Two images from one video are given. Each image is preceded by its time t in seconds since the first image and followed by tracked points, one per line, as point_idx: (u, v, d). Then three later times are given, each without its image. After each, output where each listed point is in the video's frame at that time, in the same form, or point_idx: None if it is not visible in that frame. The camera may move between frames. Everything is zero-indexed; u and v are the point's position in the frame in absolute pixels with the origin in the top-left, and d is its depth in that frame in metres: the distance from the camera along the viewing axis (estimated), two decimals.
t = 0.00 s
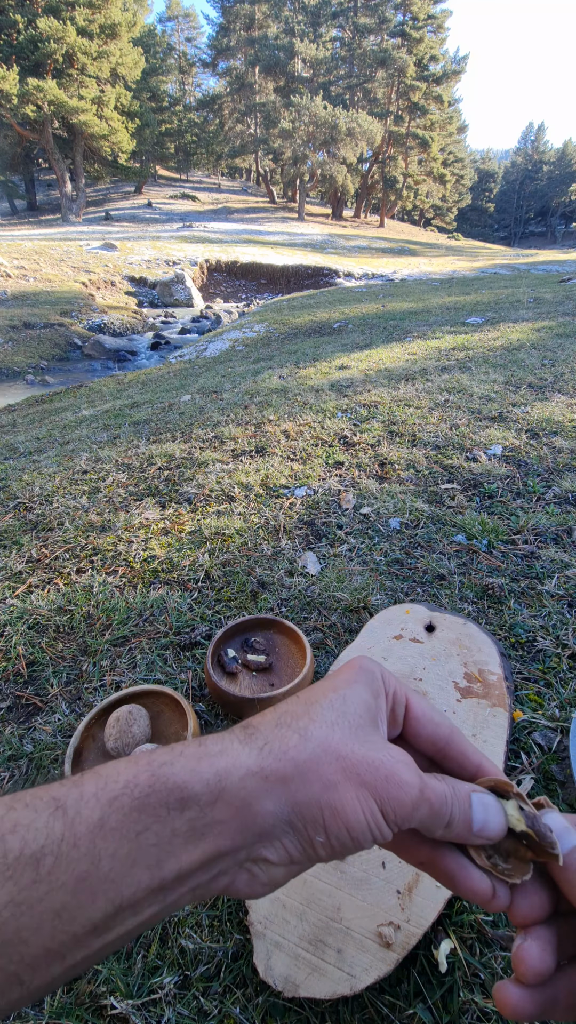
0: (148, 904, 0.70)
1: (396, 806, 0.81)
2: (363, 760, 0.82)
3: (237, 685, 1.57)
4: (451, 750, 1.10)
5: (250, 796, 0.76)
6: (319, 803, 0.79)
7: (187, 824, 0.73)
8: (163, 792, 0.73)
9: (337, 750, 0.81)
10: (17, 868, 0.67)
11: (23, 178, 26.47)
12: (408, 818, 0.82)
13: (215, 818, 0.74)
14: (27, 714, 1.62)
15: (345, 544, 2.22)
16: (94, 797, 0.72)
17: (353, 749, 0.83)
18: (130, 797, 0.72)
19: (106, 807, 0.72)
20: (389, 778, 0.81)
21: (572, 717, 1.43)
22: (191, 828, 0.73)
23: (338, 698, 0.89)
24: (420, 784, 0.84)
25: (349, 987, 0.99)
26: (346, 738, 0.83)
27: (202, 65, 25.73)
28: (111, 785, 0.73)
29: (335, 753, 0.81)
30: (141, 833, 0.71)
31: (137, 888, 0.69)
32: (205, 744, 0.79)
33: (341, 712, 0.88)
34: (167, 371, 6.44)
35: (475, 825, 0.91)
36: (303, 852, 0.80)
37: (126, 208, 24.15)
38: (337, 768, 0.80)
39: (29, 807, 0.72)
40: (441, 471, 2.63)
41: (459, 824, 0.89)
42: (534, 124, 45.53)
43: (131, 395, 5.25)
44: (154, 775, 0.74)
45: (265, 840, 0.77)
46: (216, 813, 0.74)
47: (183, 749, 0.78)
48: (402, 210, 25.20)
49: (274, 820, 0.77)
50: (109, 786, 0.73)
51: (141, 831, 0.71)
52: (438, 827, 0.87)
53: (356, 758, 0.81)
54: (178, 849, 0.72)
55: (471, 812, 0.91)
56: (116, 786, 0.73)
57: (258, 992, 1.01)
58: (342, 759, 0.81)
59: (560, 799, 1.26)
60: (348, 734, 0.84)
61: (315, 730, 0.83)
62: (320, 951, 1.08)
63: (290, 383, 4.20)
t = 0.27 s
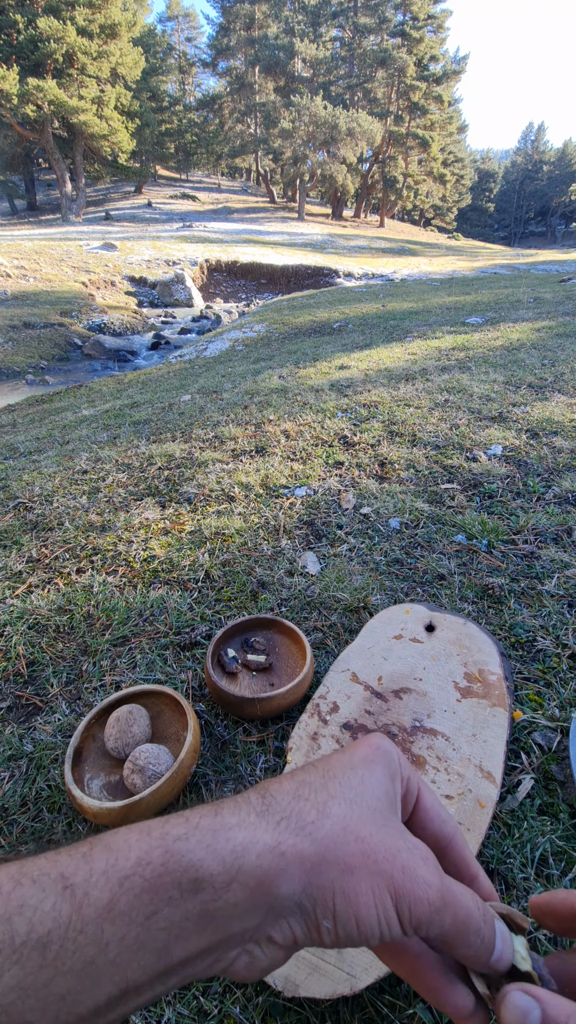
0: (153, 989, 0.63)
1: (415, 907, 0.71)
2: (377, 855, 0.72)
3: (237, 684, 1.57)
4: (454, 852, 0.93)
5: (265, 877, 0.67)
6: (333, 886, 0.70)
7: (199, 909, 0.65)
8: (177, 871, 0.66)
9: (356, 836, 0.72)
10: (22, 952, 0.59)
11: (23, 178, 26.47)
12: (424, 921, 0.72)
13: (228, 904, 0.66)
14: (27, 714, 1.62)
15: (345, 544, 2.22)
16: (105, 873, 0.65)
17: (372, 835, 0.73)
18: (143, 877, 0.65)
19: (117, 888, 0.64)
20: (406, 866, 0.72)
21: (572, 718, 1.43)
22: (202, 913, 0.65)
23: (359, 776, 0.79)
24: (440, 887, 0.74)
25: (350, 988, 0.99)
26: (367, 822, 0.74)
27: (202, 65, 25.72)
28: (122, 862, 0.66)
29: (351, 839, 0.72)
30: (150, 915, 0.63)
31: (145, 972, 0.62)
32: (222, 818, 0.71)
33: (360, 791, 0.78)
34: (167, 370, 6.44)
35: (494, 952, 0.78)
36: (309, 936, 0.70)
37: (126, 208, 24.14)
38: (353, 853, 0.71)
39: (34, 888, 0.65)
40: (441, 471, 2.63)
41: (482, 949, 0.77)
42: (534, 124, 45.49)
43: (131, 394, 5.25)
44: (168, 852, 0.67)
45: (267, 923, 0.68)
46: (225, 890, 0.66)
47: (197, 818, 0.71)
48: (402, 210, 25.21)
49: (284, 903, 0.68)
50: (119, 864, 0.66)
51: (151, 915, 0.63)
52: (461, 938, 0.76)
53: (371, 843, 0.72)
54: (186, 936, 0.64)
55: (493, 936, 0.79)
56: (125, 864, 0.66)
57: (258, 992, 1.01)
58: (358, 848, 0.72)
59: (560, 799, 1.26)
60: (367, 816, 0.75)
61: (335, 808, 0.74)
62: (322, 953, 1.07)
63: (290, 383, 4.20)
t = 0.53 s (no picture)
0: (136, 961, 0.65)
1: (387, 890, 0.73)
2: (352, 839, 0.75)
3: (238, 685, 1.57)
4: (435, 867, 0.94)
5: (244, 849, 0.71)
6: (308, 864, 0.72)
7: (181, 879, 0.68)
8: (160, 843, 0.70)
9: (332, 818, 0.76)
10: (10, 925, 0.61)
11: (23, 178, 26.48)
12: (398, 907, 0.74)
13: (209, 875, 0.69)
14: (27, 715, 1.62)
15: (345, 544, 2.22)
16: (90, 852, 0.68)
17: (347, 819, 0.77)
18: (126, 848, 0.68)
19: (101, 860, 0.67)
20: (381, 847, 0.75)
21: (573, 718, 1.43)
22: (184, 883, 0.68)
23: (337, 773, 0.83)
24: (414, 868, 0.76)
25: (349, 989, 0.99)
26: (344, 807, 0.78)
27: (202, 65, 25.73)
28: (105, 838, 0.69)
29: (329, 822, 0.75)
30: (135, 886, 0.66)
31: (127, 944, 0.64)
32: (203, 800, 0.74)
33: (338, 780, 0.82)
34: (167, 370, 6.44)
35: (475, 945, 0.81)
36: (285, 915, 0.72)
37: (126, 208, 24.14)
38: (330, 831, 0.74)
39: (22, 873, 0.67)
40: (441, 471, 2.63)
41: (455, 941, 0.80)
42: (534, 124, 45.48)
43: (131, 395, 5.25)
44: (150, 825, 0.71)
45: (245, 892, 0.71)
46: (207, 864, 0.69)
47: (180, 800, 0.73)
48: (402, 210, 25.21)
49: (260, 878, 0.72)
50: (103, 839, 0.69)
51: (135, 886, 0.66)
52: (435, 928, 0.78)
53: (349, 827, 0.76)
54: (168, 905, 0.67)
55: (471, 928, 0.82)
56: (110, 839, 0.69)
57: (258, 992, 1.01)
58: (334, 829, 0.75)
59: (560, 798, 1.26)
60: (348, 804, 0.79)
61: (313, 794, 0.78)
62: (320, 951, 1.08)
63: (290, 383, 4.20)
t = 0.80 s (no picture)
0: (155, 986, 0.68)
1: (399, 889, 0.81)
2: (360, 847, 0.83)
3: (238, 685, 1.57)
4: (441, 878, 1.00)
5: (255, 866, 0.77)
6: (319, 875, 0.79)
7: (195, 899, 0.73)
8: (174, 865, 0.75)
9: (338, 832, 0.84)
10: (32, 949, 0.66)
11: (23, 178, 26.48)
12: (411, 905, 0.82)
13: (222, 896, 0.74)
14: (27, 714, 1.62)
15: (345, 544, 2.22)
16: (106, 875, 0.73)
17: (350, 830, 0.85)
18: (141, 871, 0.73)
19: (117, 883, 0.72)
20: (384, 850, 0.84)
21: (573, 717, 1.43)
22: (199, 904, 0.73)
23: (335, 798, 0.92)
24: (420, 866, 0.85)
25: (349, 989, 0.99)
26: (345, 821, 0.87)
27: (202, 65, 25.73)
28: (121, 861, 0.75)
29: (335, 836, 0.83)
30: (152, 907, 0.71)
31: (145, 967, 0.68)
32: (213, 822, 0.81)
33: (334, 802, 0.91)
34: (167, 370, 6.43)
35: (488, 930, 0.90)
36: (302, 932, 0.77)
37: (126, 208, 24.13)
38: (338, 843, 0.82)
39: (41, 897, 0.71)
40: (441, 471, 2.63)
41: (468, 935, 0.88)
42: (534, 124, 45.48)
43: (131, 394, 5.24)
44: (164, 847, 0.76)
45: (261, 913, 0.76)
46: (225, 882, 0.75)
47: (191, 824, 0.80)
48: (402, 210, 25.21)
49: (274, 896, 0.77)
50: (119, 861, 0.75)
51: (151, 907, 0.71)
52: (446, 926, 0.86)
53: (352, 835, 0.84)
54: (184, 928, 0.71)
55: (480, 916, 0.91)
56: (126, 862, 0.74)
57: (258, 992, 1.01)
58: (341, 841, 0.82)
59: (560, 798, 1.26)
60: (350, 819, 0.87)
61: (316, 814, 0.86)
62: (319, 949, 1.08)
63: (290, 383, 4.19)
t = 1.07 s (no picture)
0: (151, 994, 0.71)
1: (396, 902, 0.81)
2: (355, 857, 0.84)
3: (237, 685, 1.57)
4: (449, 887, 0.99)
5: (251, 878, 0.78)
6: (317, 891, 0.79)
7: (191, 906, 0.76)
8: (171, 873, 0.78)
9: (336, 846, 0.84)
10: (35, 955, 0.69)
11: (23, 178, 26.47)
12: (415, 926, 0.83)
13: (216, 902, 0.77)
14: (27, 714, 1.62)
15: (346, 544, 2.22)
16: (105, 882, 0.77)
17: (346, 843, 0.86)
18: (139, 880, 0.77)
19: (116, 891, 0.76)
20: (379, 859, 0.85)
21: (573, 718, 1.43)
22: (194, 913, 0.76)
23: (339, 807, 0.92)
24: (414, 876, 0.85)
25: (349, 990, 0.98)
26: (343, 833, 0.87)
27: (202, 64, 25.72)
28: (119, 869, 0.78)
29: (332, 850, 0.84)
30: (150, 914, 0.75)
31: (142, 976, 0.70)
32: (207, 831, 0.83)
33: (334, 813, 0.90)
34: (167, 370, 6.43)
35: (478, 927, 0.91)
36: (299, 950, 0.77)
37: (126, 208, 24.13)
38: (335, 858, 0.82)
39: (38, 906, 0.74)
40: (441, 471, 2.63)
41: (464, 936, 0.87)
42: (534, 124, 45.47)
43: (131, 395, 5.24)
44: (161, 856, 0.79)
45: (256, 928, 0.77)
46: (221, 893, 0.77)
47: (187, 833, 0.83)
48: (402, 209, 25.21)
49: (269, 908, 0.78)
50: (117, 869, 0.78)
51: (148, 915, 0.74)
52: (440, 932, 0.85)
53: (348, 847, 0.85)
54: (180, 937, 0.74)
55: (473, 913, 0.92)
56: (124, 871, 0.78)
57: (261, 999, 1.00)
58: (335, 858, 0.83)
59: (560, 798, 1.26)
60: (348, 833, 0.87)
61: (314, 828, 0.86)
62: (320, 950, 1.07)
63: (290, 383, 4.20)
